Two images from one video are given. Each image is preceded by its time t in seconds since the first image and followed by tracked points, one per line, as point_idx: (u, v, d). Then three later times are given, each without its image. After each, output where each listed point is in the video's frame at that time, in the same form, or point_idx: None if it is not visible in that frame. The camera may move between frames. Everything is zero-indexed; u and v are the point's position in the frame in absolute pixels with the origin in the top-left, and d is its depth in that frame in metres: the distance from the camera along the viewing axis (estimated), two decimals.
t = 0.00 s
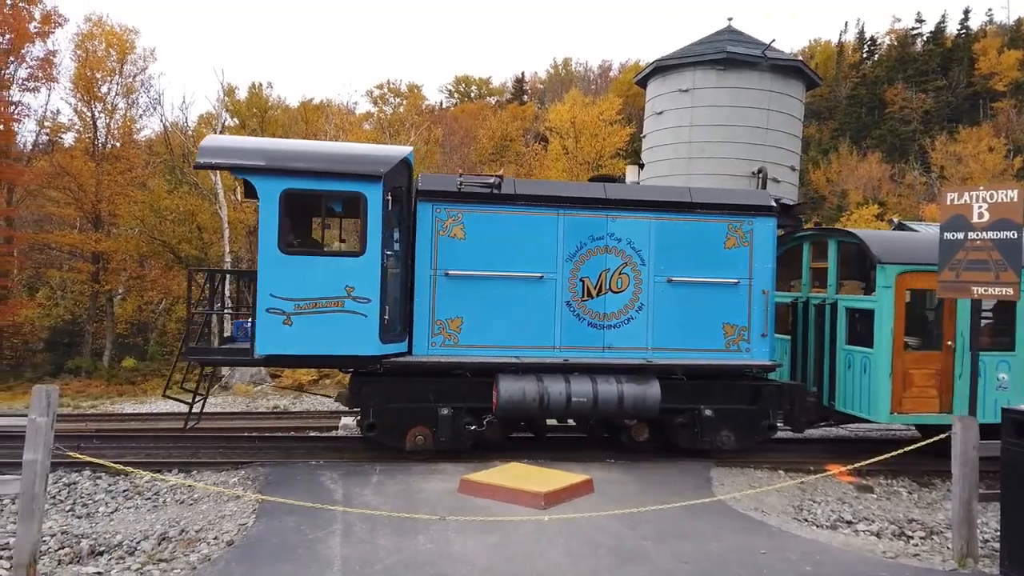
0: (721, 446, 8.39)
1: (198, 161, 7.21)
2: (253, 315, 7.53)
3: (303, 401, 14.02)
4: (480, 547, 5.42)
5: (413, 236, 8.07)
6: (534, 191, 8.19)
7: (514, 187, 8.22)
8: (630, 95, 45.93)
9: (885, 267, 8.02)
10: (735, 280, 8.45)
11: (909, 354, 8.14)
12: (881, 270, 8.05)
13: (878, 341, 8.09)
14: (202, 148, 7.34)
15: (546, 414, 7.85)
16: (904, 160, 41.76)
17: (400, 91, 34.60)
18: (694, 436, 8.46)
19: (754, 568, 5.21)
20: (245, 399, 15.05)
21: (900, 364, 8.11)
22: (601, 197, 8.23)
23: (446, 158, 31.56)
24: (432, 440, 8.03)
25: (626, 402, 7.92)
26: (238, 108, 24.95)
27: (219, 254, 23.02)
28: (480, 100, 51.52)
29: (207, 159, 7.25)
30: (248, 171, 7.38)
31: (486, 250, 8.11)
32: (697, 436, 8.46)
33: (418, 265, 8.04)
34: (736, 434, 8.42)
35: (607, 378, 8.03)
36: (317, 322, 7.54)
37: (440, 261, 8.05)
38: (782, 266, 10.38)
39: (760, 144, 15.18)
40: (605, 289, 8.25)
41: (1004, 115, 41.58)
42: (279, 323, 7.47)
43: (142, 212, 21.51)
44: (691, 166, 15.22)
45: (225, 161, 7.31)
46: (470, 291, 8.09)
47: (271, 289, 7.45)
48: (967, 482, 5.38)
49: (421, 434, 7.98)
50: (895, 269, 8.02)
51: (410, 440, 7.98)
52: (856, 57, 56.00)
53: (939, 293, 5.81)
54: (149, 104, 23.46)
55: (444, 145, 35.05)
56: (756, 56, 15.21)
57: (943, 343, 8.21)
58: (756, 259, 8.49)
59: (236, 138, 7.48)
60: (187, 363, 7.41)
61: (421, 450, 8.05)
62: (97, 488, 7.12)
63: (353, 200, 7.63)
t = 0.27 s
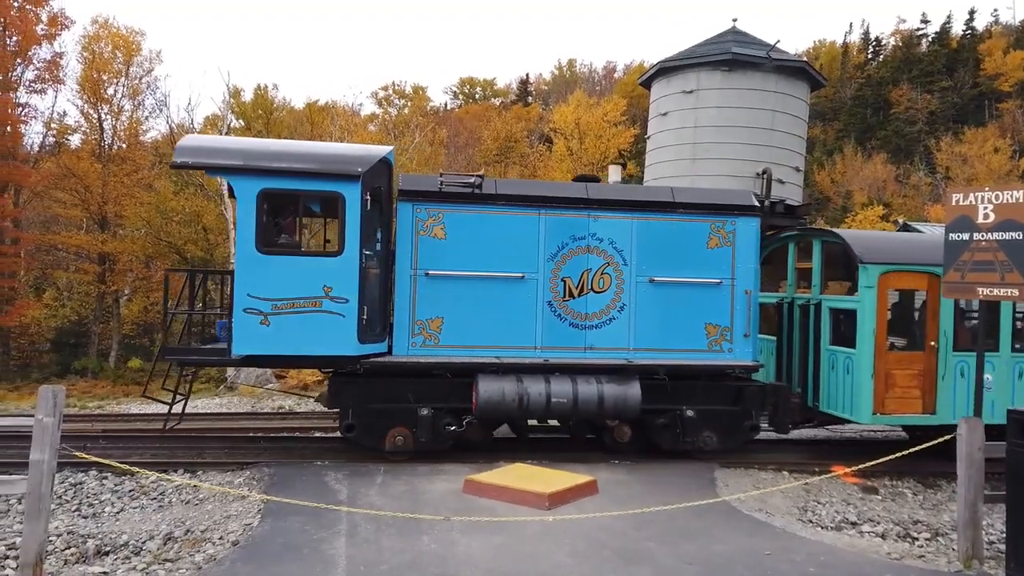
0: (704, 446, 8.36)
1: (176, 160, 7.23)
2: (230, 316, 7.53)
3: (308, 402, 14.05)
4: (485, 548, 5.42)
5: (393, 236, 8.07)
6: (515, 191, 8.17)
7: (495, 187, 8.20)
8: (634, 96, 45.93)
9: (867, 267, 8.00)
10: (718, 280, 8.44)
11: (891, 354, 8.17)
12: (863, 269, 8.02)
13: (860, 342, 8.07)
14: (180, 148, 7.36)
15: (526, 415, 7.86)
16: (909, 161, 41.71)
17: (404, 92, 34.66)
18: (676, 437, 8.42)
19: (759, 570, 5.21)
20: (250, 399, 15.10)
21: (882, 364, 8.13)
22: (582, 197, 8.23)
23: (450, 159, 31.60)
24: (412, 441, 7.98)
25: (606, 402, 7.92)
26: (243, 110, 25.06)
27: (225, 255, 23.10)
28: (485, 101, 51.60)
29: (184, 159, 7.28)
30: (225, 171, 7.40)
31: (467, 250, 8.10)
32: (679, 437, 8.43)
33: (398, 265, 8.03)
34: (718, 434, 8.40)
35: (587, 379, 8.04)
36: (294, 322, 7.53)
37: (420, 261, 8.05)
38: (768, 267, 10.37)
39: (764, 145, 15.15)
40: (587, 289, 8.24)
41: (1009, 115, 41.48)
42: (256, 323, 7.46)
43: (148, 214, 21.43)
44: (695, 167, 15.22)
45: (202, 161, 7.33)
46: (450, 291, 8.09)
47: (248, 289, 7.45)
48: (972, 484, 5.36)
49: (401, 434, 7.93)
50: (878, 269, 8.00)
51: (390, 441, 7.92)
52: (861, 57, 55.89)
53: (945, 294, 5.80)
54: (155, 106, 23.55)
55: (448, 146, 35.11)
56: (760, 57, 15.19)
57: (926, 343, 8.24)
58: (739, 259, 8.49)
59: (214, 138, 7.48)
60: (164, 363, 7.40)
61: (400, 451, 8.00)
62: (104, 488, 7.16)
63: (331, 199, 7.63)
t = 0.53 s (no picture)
0: (682, 448, 8.35)
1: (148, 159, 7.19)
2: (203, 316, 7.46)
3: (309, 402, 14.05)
4: (485, 549, 5.42)
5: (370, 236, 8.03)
6: (493, 191, 8.17)
7: (473, 187, 8.20)
8: (636, 97, 45.93)
9: (845, 267, 7.97)
10: (698, 280, 8.43)
11: (870, 356, 8.13)
12: (842, 270, 8.00)
13: (840, 342, 8.05)
14: (153, 148, 7.33)
15: (503, 417, 7.87)
16: (911, 163, 41.72)
17: (406, 94, 34.69)
18: (655, 438, 8.43)
19: (760, 571, 5.21)
20: (251, 401, 15.11)
21: (861, 366, 8.10)
22: (561, 197, 8.21)
23: (452, 160, 31.61)
24: (389, 442, 7.95)
25: (583, 404, 7.92)
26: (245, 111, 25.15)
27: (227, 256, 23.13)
28: (487, 103, 51.64)
29: (157, 158, 7.24)
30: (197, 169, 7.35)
31: (444, 251, 8.07)
32: (658, 439, 8.43)
33: (373, 265, 7.99)
34: (697, 436, 8.39)
35: (564, 381, 8.02)
36: (268, 322, 7.48)
37: (396, 262, 8.01)
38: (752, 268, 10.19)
39: (766, 146, 15.12)
40: (565, 289, 8.22)
41: (1011, 117, 41.44)
42: (229, 323, 7.41)
43: (150, 214, 21.52)
44: (697, 168, 15.21)
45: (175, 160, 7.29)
46: (427, 291, 8.05)
47: (221, 290, 7.39)
48: (973, 486, 5.35)
49: (377, 435, 7.90)
50: (856, 270, 7.98)
51: (365, 442, 7.89)
52: (864, 58, 55.85)
53: (946, 296, 5.79)
54: (157, 107, 23.60)
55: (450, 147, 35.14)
56: (762, 58, 15.20)
57: (906, 345, 8.17)
58: (720, 259, 8.47)
59: (187, 137, 7.44)
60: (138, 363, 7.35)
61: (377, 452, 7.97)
62: (105, 489, 7.16)
63: (306, 199, 7.59)
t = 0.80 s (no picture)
0: (659, 450, 8.35)
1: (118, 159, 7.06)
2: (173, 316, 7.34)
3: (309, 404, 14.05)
4: (485, 551, 5.42)
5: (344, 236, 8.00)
6: (469, 192, 8.18)
7: (449, 188, 8.21)
8: (636, 99, 45.97)
9: (822, 268, 7.95)
10: (676, 281, 8.44)
11: (847, 357, 8.13)
12: (818, 270, 7.98)
13: (817, 343, 8.03)
14: (123, 147, 7.21)
15: (477, 418, 7.84)
16: (911, 165, 41.74)
17: (407, 95, 34.72)
18: (632, 440, 8.43)
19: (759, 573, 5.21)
20: (250, 402, 15.11)
21: (838, 367, 8.09)
22: (538, 197, 8.20)
23: (452, 162, 31.60)
24: (363, 443, 7.90)
25: (559, 405, 7.91)
26: (245, 112, 25.17)
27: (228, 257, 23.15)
28: (488, 105, 51.68)
29: (127, 158, 7.11)
30: (169, 169, 7.23)
31: (420, 251, 8.08)
32: (635, 440, 8.43)
33: (349, 266, 7.98)
34: (675, 438, 8.38)
35: (540, 382, 8.00)
36: (240, 323, 7.37)
37: (372, 263, 8.01)
38: (733, 271, 10.22)
39: (767, 148, 15.10)
40: (542, 290, 8.22)
41: (1011, 119, 41.43)
42: (201, 324, 7.30)
43: (150, 216, 21.55)
44: (697, 171, 15.22)
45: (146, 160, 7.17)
46: (403, 292, 8.05)
47: (192, 290, 7.28)
48: (973, 488, 5.34)
49: (351, 437, 7.86)
50: (833, 271, 7.97)
51: (340, 443, 7.85)
52: (864, 60, 55.87)
53: (946, 298, 5.79)
54: (157, 108, 23.64)
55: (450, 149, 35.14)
56: (762, 60, 15.21)
57: (883, 346, 8.19)
58: (698, 260, 8.48)
59: (160, 137, 7.37)
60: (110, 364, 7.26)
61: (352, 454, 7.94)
62: (105, 490, 7.16)
63: (279, 199, 7.48)
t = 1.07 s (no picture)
0: (634, 451, 8.37)
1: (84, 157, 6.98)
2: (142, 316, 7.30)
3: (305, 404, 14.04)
4: (483, 552, 5.42)
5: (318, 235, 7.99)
6: (444, 192, 8.18)
7: (424, 187, 8.21)
8: (634, 100, 46.02)
9: (796, 267, 7.96)
10: (651, 282, 8.46)
11: (821, 357, 8.12)
12: (793, 271, 7.98)
13: (790, 343, 8.04)
14: (90, 145, 7.13)
15: (450, 418, 7.82)
16: (908, 166, 41.82)
17: (405, 96, 34.72)
18: (607, 441, 8.42)
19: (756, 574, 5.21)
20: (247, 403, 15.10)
21: (812, 367, 8.09)
22: (513, 197, 8.21)
23: (450, 163, 31.59)
24: (335, 444, 7.93)
25: (532, 406, 7.89)
26: (243, 113, 25.15)
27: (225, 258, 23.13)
28: (485, 105, 51.69)
29: (93, 156, 7.03)
30: (137, 168, 7.17)
31: (394, 251, 8.08)
32: (610, 441, 8.41)
33: (322, 267, 7.97)
34: (649, 439, 8.40)
35: (513, 383, 7.99)
36: (209, 323, 7.35)
37: (345, 262, 8.01)
38: (712, 271, 10.23)
39: (765, 149, 15.09)
40: (517, 291, 8.23)
41: (1008, 121, 41.51)
42: (170, 324, 7.27)
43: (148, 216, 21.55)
44: (695, 172, 15.24)
45: (113, 158, 7.09)
46: (377, 291, 8.05)
47: (161, 290, 7.25)
48: (970, 489, 5.34)
49: (323, 438, 7.89)
50: (806, 271, 7.96)
51: (312, 444, 7.88)
52: (861, 62, 55.98)
53: (944, 300, 5.79)
54: (155, 109, 23.63)
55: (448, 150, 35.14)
56: (760, 62, 15.23)
57: (858, 347, 8.18)
58: (673, 261, 8.52)
59: (129, 135, 7.31)
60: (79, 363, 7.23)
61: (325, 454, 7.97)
62: (102, 491, 7.15)
63: (249, 198, 7.43)
